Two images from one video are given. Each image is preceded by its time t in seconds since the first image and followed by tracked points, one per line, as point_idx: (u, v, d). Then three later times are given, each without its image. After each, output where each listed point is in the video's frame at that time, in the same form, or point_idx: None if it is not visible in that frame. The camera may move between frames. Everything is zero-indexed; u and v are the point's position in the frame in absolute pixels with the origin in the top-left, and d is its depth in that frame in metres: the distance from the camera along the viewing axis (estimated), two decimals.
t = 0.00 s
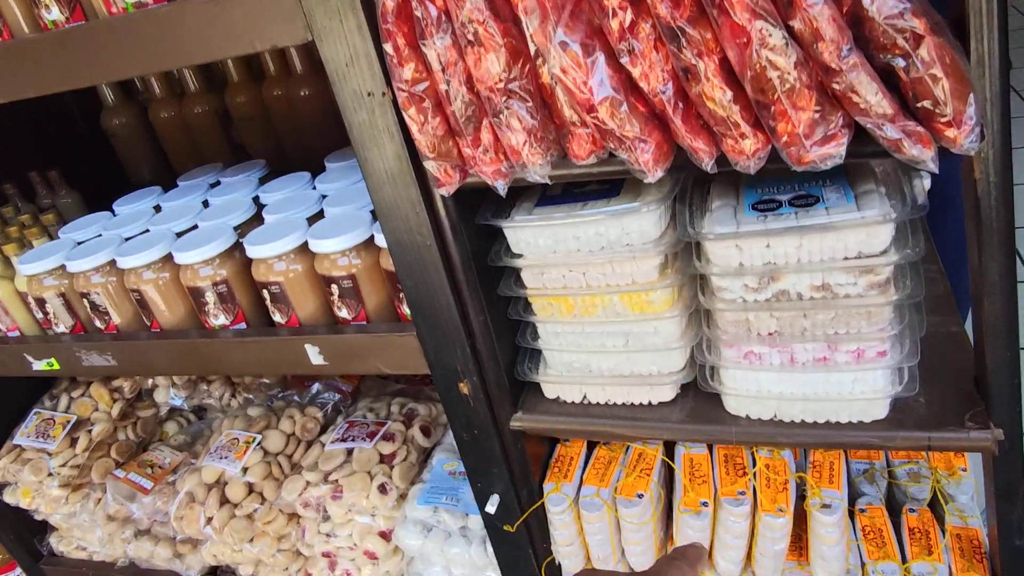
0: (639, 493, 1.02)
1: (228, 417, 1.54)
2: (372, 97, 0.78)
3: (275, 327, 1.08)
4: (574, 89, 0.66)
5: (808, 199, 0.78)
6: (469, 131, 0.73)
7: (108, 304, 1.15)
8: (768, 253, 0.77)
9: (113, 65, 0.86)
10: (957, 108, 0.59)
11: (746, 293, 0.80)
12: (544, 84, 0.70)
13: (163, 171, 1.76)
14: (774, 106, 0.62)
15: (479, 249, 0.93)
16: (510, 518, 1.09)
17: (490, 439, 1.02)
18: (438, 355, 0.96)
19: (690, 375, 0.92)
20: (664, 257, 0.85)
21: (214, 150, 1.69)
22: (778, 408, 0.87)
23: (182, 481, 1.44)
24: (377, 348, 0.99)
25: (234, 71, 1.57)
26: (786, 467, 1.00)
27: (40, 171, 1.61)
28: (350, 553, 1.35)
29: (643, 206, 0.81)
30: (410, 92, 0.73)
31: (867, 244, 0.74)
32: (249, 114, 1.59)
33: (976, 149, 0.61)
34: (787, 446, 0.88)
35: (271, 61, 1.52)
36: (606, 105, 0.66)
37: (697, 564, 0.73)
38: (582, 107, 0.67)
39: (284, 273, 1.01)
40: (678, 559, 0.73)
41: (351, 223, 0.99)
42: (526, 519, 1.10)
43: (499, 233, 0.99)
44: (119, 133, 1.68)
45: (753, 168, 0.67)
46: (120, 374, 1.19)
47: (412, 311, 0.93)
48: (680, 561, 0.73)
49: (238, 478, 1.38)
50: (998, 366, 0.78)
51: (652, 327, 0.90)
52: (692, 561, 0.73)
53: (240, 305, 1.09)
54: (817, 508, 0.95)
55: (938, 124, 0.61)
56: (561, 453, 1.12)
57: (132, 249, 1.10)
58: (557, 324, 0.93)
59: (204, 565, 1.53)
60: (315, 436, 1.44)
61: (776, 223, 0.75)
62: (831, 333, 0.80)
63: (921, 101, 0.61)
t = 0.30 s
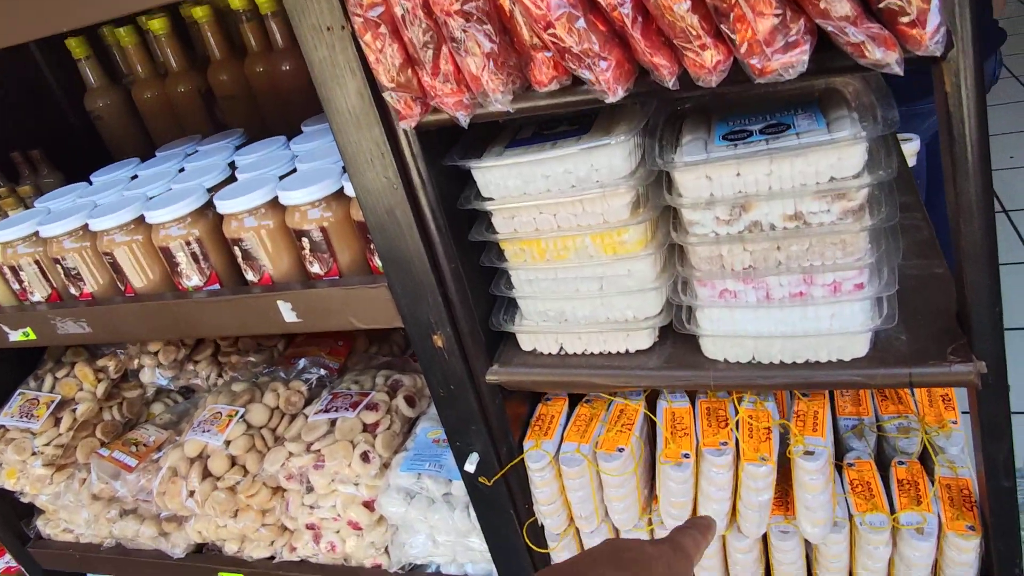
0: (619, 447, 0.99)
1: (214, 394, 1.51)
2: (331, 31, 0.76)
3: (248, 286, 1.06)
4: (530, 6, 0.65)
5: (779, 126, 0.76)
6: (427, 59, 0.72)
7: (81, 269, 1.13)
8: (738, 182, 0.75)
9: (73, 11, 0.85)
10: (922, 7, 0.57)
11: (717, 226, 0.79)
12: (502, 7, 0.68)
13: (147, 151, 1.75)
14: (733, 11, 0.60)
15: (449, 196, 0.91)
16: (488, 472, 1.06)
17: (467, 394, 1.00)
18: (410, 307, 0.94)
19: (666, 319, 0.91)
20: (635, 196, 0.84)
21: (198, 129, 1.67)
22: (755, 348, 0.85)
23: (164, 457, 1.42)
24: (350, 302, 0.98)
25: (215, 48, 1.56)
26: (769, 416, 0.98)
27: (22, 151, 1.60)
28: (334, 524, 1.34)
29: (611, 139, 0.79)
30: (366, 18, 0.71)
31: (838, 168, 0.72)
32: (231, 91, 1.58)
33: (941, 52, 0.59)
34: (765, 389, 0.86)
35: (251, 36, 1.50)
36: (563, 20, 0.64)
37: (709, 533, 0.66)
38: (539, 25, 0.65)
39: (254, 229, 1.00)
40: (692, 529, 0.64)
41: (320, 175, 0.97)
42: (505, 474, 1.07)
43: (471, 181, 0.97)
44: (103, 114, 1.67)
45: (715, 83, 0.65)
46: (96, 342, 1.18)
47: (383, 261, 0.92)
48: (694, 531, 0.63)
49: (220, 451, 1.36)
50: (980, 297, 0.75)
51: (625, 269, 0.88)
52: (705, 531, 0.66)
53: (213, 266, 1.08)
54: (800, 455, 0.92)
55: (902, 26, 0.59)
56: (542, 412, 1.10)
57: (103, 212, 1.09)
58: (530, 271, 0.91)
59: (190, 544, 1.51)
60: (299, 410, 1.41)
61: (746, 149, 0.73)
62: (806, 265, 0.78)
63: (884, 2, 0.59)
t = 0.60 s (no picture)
0: (592, 431, 0.96)
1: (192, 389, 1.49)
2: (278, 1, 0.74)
3: (213, 274, 1.05)
4: None
5: (739, 91, 0.74)
6: (373, 25, 0.70)
7: (47, 260, 1.12)
8: (698, 148, 0.73)
9: None
10: None
11: (679, 195, 0.77)
12: None
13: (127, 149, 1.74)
14: None
15: (409, 174, 0.89)
16: (459, 457, 1.04)
17: (435, 379, 0.97)
18: (374, 289, 0.92)
19: (633, 295, 0.89)
20: (597, 167, 0.81)
21: (176, 126, 1.65)
22: (724, 322, 0.83)
23: (141, 455, 1.41)
24: (313, 287, 0.96)
25: (191, 43, 1.54)
26: (744, 395, 0.95)
27: None
28: (312, 519, 1.32)
29: (568, 107, 0.77)
30: None
31: (799, 129, 0.70)
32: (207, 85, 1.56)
33: None
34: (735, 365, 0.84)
35: (227, 30, 1.49)
36: None
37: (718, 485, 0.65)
38: None
39: (216, 213, 0.98)
40: (695, 486, 0.61)
41: (281, 157, 0.96)
42: (477, 459, 1.05)
43: (434, 159, 0.95)
44: (82, 113, 1.66)
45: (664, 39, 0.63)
46: (65, 335, 1.16)
47: (344, 242, 0.90)
48: (699, 489, 0.60)
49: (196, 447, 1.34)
50: (949, 263, 0.73)
51: (590, 244, 0.86)
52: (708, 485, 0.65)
53: (178, 254, 1.06)
54: (775, 434, 0.90)
55: None
56: (516, 398, 1.07)
57: (67, 201, 1.07)
58: (494, 249, 0.89)
59: (169, 543, 1.49)
60: (278, 405, 1.39)
61: (704, 113, 0.71)
62: (771, 233, 0.76)
63: None
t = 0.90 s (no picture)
0: (584, 435, 0.96)
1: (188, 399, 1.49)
2: (260, 10, 0.75)
3: (204, 283, 1.05)
4: None
5: (720, 93, 0.74)
6: (353, 32, 0.70)
7: (39, 272, 1.12)
8: (680, 150, 0.73)
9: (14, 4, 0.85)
10: None
11: (663, 198, 0.76)
12: None
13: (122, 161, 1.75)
14: None
15: (396, 180, 0.89)
16: (450, 464, 1.04)
17: (425, 385, 0.97)
18: (362, 295, 0.92)
19: (621, 299, 0.88)
20: (581, 171, 0.81)
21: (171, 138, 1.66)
22: (712, 325, 0.83)
23: (137, 466, 1.40)
24: (302, 294, 0.96)
25: (185, 54, 1.55)
26: (735, 398, 0.95)
27: None
28: (308, 528, 1.32)
29: (550, 112, 0.77)
30: None
31: (780, 130, 0.70)
32: (201, 97, 1.57)
33: None
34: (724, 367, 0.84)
35: (219, 41, 1.50)
36: None
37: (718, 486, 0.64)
38: None
39: (206, 223, 0.98)
40: (695, 489, 0.59)
41: (269, 166, 0.96)
42: (470, 465, 1.05)
43: (421, 166, 0.95)
44: (77, 126, 1.66)
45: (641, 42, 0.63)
46: (58, 346, 1.16)
47: (332, 249, 0.90)
48: (699, 493, 0.59)
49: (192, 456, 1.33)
50: (933, 260, 0.72)
51: (576, 248, 0.86)
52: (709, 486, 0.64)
53: (168, 264, 1.06)
54: (766, 436, 0.89)
55: None
56: (508, 403, 1.07)
57: (58, 213, 1.08)
58: (482, 254, 0.89)
59: (167, 554, 1.49)
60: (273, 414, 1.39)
61: (685, 115, 0.71)
62: (756, 234, 0.76)
63: None
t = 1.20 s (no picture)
0: (586, 448, 0.95)
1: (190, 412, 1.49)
2: (258, 24, 0.75)
3: (204, 296, 1.04)
4: None
5: (720, 104, 0.73)
6: (352, 46, 0.70)
7: (40, 285, 1.12)
8: (680, 162, 0.73)
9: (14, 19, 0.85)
10: None
11: (663, 210, 0.76)
12: None
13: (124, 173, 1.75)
14: None
15: (395, 192, 0.89)
16: (452, 478, 1.03)
17: (426, 398, 0.97)
18: (362, 308, 0.92)
19: (622, 311, 0.88)
20: (581, 183, 0.81)
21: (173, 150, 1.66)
22: (714, 337, 0.82)
23: (139, 479, 1.40)
24: (302, 307, 0.95)
25: (185, 66, 1.55)
26: (739, 409, 0.94)
27: None
28: (310, 541, 1.31)
29: (550, 124, 0.76)
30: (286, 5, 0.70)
31: (780, 141, 0.69)
32: (203, 110, 1.57)
33: (866, 11, 0.58)
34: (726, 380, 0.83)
35: (220, 53, 1.50)
36: None
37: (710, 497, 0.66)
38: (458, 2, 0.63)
39: (206, 236, 0.98)
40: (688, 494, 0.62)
41: (269, 179, 0.96)
42: (472, 478, 1.04)
43: (421, 178, 0.95)
44: (79, 138, 1.67)
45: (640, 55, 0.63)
46: (59, 359, 1.16)
47: (332, 262, 0.89)
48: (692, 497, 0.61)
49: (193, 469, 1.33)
50: (936, 270, 0.72)
51: (577, 261, 0.85)
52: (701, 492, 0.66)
53: (169, 277, 1.06)
54: (770, 448, 0.89)
55: None
56: (510, 416, 1.06)
57: (58, 227, 1.08)
58: (482, 267, 0.89)
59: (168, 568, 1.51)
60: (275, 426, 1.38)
61: (684, 127, 0.71)
62: (757, 246, 0.75)
63: None
